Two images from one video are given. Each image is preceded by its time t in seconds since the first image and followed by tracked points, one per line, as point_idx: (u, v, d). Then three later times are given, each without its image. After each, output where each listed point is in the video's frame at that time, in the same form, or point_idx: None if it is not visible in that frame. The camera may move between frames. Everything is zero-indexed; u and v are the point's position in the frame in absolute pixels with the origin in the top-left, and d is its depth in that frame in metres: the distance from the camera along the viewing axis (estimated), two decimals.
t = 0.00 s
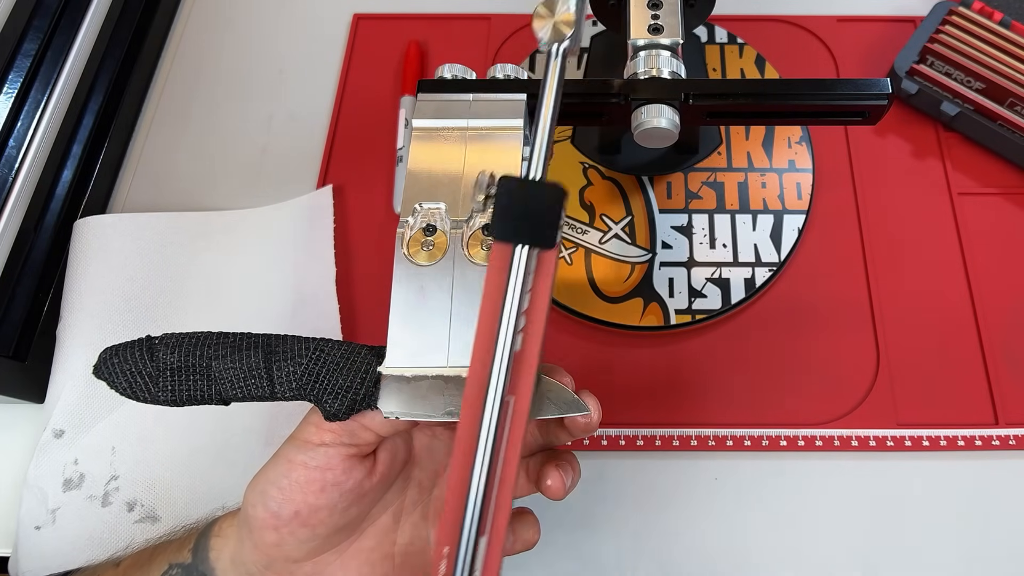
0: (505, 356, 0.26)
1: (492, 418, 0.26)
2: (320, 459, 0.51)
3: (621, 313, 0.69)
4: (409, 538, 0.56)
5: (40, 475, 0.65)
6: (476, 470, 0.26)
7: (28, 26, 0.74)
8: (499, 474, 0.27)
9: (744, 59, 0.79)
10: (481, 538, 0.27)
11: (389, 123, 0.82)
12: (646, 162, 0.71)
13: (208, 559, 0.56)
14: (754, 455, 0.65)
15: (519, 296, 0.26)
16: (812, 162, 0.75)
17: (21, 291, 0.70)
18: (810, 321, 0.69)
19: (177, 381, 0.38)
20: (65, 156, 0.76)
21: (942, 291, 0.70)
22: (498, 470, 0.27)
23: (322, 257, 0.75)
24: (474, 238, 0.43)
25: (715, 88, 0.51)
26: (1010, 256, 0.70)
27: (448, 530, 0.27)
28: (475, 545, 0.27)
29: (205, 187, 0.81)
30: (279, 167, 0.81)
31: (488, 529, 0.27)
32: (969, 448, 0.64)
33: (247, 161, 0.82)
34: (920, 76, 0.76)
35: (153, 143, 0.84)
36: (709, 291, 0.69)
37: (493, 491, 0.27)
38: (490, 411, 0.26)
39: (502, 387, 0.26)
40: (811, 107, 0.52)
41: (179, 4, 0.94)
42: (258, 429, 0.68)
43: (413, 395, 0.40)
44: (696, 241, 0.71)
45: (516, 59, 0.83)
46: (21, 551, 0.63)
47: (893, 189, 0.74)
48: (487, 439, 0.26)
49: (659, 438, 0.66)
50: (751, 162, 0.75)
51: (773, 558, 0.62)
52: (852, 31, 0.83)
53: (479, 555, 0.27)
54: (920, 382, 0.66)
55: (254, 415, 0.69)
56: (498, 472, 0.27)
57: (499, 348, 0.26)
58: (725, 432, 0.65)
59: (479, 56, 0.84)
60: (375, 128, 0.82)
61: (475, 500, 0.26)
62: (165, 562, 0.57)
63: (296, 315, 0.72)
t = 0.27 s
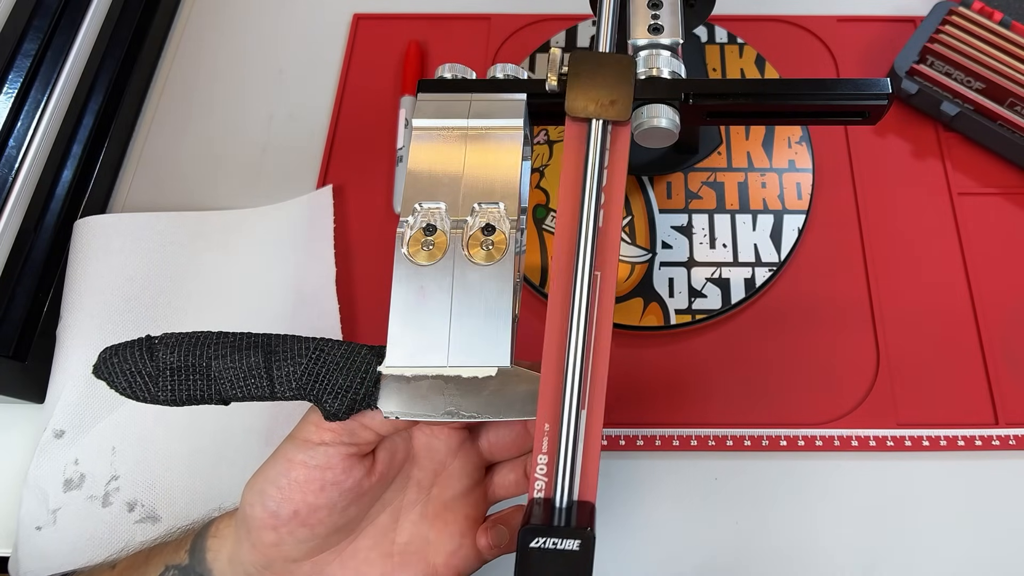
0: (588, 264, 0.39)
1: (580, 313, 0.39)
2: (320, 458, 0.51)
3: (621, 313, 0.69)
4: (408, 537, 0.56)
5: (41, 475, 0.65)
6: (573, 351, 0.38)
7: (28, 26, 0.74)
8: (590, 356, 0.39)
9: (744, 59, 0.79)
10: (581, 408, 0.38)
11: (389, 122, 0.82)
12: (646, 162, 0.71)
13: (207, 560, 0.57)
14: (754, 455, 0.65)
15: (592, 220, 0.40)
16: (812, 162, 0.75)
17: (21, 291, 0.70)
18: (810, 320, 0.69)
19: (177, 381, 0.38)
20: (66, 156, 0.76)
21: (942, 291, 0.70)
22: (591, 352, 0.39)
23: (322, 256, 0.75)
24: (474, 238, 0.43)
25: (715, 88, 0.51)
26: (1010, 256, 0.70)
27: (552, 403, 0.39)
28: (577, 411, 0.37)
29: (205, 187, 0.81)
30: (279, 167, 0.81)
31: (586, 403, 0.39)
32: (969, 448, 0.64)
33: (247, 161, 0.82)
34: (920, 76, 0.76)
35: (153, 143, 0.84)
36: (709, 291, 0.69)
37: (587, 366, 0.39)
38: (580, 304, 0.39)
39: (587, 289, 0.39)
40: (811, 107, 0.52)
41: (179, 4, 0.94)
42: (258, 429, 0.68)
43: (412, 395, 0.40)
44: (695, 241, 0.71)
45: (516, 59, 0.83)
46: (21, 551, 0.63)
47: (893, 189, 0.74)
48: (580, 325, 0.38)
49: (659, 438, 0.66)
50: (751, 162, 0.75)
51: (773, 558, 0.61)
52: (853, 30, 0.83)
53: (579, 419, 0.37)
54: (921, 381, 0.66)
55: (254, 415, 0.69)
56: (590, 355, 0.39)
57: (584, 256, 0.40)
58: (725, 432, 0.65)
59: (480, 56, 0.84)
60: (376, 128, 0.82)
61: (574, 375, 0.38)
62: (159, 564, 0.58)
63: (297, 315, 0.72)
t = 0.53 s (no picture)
0: (591, 258, 0.39)
1: (584, 308, 0.39)
2: (320, 457, 0.51)
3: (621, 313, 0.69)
4: (409, 536, 0.56)
5: (41, 475, 0.65)
6: (577, 348, 0.38)
7: (28, 26, 0.74)
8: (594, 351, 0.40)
9: (744, 59, 0.79)
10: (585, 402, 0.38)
11: (389, 123, 0.82)
12: (646, 162, 0.71)
13: (207, 558, 0.57)
14: (754, 455, 0.65)
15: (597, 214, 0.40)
16: (812, 162, 0.75)
17: (21, 291, 0.70)
18: (810, 320, 0.69)
19: (177, 382, 0.38)
20: (65, 156, 0.76)
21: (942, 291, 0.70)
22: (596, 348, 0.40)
23: (322, 256, 0.75)
24: (474, 238, 0.43)
25: (715, 88, 0.51)
26: (1010, 256, 0.70)
27: (555, 397, 0.39)
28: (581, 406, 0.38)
29: (205, 187, 0.81)
30: (279, 167, 0.81)
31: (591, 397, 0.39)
32: (969, 448, 0.64)
33: (247, 161, 0.82)
34: (920, 76, 0.76)
35: (153, 143, 0.84)
36: (709, 291, 0.69)
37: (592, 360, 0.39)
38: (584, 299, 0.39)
39: (590, 285, 0.39)
40: (811, 107, 0.52)
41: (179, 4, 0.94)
42: (258, 429, 0.68)
43: (412, 395, 0.40)
44: (695, 241, 0.71)
45: (516, 59, 0.83)
46: (22, 551, 0.63)
47: (893, 189, 0.74)
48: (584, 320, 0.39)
49: (659, 438, 0.66)
50: (751, 162, 0.75)
51: (773, 559, 0.61)
52: (852, 30, 0.83)
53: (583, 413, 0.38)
54: (920, 381, 0.66)
55: (254, 415, 0.69)
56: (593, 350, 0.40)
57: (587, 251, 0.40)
58: (725, 432, 0.65)
59: (479, 56, 0.84)
60: (376, 127, 0.82)
61: (579, 371, 0.38)
62: (162, 561, 0.58)
63: (297, 315, 0.72)
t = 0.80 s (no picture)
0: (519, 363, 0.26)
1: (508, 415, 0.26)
2: (319, 456, 0.51)
3: (621, 313, 0.69)
4: (407, 536, 0.56)
5: (41, 475, 0.65)
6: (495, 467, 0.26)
7: (29, 26, 0.74)
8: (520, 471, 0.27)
9: (744, 59, 0.79)
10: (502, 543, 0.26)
11: (389, 122, 0.82)
12: (646, 163, 0.71)
13: (208, 555, 0.56)
14: (754, 455, 0.65)
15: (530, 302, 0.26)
16: (812, 162, 0.75)
17: (21, 291, 0.70)
18: (810, 320, 0.69)
19: (177, 382, 0.38)
20: (65, 156, 0.76)
21: (942, 291, 0.70)
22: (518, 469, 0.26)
23: (322, 256, 0.75)
24: (474, 238, 0.43)
25: (716, 88, 0.51)
26: (1010, 256, 0.70)
27: (468, 519, 0.26)
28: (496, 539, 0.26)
29: (205, 187, 0.81)
30: (279, 168, 0.81)
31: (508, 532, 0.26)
32: (969, 448, 0.64)
33: (247, 161, 0.82)
34: (921, 76, 0.76)
35: (153, 143, 0.84)
36: (709, 291, 0.69)
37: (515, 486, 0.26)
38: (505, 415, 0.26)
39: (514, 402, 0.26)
40: (812, 107, 0.52)
41: (179, 4, 0.94)
42: (258, 429, 0.68)
43: (412, 396, 0.40)
44: (696, 241, 0.71)
45: (516, 59, 0.83)
46: (21, 551, 0.63)
47: (893, 189, 0.74)
48: (502, 444, 0.26)
49: (659, 438, 0.66)
50: (751, 162, 0.75)
51: (773, 558, 0.62)
52: (852, 30, 0.83)
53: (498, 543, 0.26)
54: (920, 382, 0.66)
55: (254, 415, 0.69)
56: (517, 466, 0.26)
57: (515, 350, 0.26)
58: (725, 432, 0.65)
59: (480, 56, 0.84)
60: (376, 127, 0.82)
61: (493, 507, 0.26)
62: (162, 560, 0.57)
63: (297, 315, 0.72)
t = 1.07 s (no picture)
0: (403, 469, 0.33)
1: (393, 502, 0.33)
2: (319, 456, 0.51)
3: (621, 313, 0.69)
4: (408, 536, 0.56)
5: (41, 475, 0.65)
6: (378, 541, 0.32)
7: (29, 26, 0.74)
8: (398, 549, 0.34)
9: (744, 59, 0.79)
10: None
11: (389, 123, 0.82)
12: (645, 163, 0.72)
13: (207, 556, 0.57)
14: (754, 455, 0.65)
15: (418, 415, 0.33)
16: (812, 162, 0.75)
17: (21, 291, 0.70)
18: (810, 320, 0.69)
19: (177, 382, 0.38)
20: (65, 156, 0.76)
21: (942, 291, 0.70)
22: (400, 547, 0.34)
23: (322, 256, 0.75)
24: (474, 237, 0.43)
25: (716, 88, 0.51)
26: (1010, 256, 0.70)
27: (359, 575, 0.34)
28: None
29: (205, 187, 0.81)
30: (279, 168, 0.81)
31: None
32: (969, 448, 0.64)
33: (247, 161, 0.82)
34: (920, 76, 0.76)
35: (153, 143, 0.84)
36: (709, 291, 0.69)
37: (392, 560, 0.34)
38: (389, 509, 0.33)
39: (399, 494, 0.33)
40: (811, 107, 0.52)
41: (179, 4, 0.94)
42: (258, 429, 0.68)
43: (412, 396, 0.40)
44: (696, 241, 0.71)
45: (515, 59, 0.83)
46: (21, 551, 0.63)
47: (893, 189, 0.74)
48: (386, 525, 0.33)
49: (659, 438, 0.66)
50: (751, 162, 0.75)
51: (773, 558, 0.62)
52: (852, 30, 0.83)
53: None
54: (920, 382, 0.66)
55: (254, 415, 0.69)
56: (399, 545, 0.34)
57: (402, 455, 0.33)
58: (724, 432, 0.65)
59: (480, 56, 0.84)
60: (376, 127, 0.82)
61: None
62: (163, 559, 0.58)
63: (297, 315, 0.72)
